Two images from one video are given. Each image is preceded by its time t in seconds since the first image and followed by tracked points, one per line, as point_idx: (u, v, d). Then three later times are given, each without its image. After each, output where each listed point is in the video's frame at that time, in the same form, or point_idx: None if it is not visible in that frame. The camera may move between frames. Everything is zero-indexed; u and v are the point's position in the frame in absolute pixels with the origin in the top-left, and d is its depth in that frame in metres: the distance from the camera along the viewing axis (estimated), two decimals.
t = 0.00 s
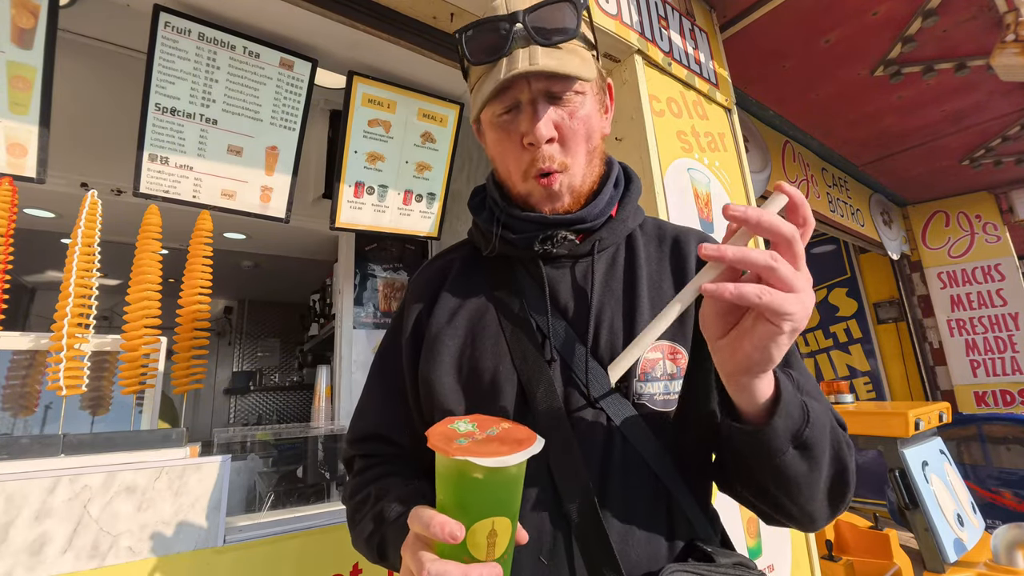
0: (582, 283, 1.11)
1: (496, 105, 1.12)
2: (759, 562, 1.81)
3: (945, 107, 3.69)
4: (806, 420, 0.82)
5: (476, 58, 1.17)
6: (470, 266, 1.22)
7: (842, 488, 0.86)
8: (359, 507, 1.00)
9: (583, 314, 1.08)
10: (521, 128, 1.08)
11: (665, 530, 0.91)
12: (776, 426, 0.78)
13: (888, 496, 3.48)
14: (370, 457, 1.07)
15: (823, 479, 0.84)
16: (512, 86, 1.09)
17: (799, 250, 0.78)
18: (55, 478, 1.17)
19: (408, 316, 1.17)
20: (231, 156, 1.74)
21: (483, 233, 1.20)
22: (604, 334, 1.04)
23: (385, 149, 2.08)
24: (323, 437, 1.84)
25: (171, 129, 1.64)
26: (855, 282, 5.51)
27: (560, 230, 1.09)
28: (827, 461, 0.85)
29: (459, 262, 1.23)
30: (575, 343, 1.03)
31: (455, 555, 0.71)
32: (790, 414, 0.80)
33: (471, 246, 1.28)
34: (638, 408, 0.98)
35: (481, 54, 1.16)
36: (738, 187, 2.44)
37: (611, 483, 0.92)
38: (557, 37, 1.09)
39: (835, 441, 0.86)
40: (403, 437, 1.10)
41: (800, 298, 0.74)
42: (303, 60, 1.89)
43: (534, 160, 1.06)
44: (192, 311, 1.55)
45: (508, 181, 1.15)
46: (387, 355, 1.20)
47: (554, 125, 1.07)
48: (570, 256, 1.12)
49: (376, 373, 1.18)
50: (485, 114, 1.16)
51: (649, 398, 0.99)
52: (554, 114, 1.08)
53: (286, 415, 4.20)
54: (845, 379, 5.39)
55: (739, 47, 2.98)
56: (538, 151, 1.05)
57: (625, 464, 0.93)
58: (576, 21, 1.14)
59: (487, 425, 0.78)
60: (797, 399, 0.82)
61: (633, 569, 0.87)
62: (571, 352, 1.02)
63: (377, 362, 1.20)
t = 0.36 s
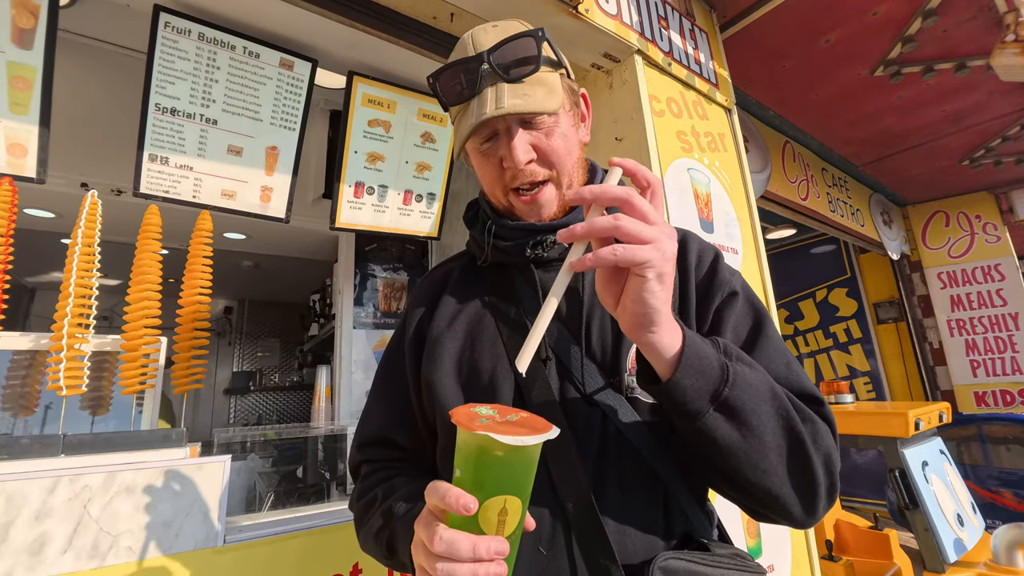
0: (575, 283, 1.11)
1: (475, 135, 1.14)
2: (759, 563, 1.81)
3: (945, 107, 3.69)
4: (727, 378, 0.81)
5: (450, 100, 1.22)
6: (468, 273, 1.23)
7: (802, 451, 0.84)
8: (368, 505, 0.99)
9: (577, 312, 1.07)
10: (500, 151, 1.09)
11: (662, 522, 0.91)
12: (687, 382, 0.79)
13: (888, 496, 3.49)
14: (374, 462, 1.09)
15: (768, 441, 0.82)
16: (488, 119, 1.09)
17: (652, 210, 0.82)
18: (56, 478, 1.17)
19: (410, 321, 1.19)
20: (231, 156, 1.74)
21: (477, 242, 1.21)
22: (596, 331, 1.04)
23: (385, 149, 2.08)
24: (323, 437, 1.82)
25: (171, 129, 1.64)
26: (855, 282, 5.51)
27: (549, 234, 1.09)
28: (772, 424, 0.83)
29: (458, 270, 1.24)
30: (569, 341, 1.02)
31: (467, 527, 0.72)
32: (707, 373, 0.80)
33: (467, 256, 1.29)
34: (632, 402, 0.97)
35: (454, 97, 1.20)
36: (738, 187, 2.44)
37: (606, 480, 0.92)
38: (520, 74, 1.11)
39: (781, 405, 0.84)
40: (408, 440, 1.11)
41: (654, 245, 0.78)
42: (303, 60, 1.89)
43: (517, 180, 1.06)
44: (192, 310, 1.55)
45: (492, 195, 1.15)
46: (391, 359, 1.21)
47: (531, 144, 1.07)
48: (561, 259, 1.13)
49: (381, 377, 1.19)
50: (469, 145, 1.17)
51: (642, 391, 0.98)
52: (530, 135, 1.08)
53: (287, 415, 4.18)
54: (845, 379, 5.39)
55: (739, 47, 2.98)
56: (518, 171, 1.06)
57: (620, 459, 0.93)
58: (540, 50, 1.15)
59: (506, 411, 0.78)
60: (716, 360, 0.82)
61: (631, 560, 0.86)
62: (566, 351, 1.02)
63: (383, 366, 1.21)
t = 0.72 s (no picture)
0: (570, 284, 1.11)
1: (462, 147, 1.15)
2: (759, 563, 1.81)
3: (945, 107, 3.69)
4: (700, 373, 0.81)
5: (438, 115, 1.23)
6: (465, 279, 1.23)
7: (781, 437, 0.84)
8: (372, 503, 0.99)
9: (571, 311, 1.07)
10: (487, 159, 1.11)
11: (660, 515, 0.91)
12: (660, 377, 0.79)
13: (888, 496, 3.49)
14: (375, 465, 1.09)
15: (747, 430, 0.82)
16: (473, 129, 1.10)
17: (602, 220, 0.82)
18: (56, 478, 1.17)
19: (410, 324, 1.20)
20: (231, 156, 1.74)
21: (472, 249, 1.21)
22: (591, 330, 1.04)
23: (385, 149, 2.08)
24: (323, 437, 1.83)
25: (171, 129, 1.64)
26: (855, 282, 5.52)
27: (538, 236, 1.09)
28: (750, 413, 0.83)
29: (455, 276, 1.24)
30: (565, 342, 1.02)
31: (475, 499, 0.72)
32: (679, 368, 0.80)
33: (462, 265, 1.29)
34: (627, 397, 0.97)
35: (442, 112, 1.20)
36: (738, 187, 2.44)
37: (604, 476, 0.91)
38: (501, 87, 1.11)
39: (759, 395, 0.84)
40: (408, 443, 1.11)
41: (610, 253, 0.78)
42: (302, 60, 1.89)
43: (503, 185, 1.07)
44: (192, 310, 1.55)
45: (482, 203, 1.16)
46: (392, 363, 1.22)
47: (516, 152, 1.08)
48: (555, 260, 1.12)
49: (383, 380, 1.20)
50: (457, 157, 1.19)
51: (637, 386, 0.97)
52: (514, 143, 1.09)
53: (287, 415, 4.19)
54: (845, 379, 5.40)
55: (739, 47, 2.98)
56: (503, 178, 1.06)
57: (615, 455, 0.93)
58: (517, 63, 1.15)
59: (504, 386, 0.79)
60: (689, 355, 0.82)
61: (629, 550, 0.86)
62: (563, 350, 1.02)
63: (384, 369, 1.22)
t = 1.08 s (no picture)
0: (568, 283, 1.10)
1: (464, 152, 1.15)
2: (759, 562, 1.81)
3: (945, 107, 3.69)
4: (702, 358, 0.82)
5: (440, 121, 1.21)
6: (464, 280, 1.23)
7: (780, 421, 0.84)
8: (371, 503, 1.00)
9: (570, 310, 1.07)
10: (489, 163, 1.12)
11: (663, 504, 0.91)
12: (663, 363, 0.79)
13: (888, 497, 3.48)
14: (371, 469, 1.09)
15: (747, 414, 0.82)
16: (475, 134, 1.11)
17: (599, 216, 0.82)
18: (56, 479, 1.17)
19: (409, 326, 1.19)
20: (231, 156, 1.74)
21: (470, 251, 1.19)
22: (590, 327, 1.04)
23: (385, 149, 2.08)
24: (323, 437, 1.82)
25: (171, 129, 1.64)
26: (855, 282, 5.52)
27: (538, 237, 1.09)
28: (750, 398, 0.83)
29: (453, 277, 1.24)
30: (565, 339, 1.02)
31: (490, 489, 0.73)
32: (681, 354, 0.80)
33: (460, 267, 1.28)
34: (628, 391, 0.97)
35: (444, 117, 1.19)
36: (738, 187, 2.44)
37: (608, 467, 0.91)
38: (506, 92, 1.12)
39: (757, 379, 0.85)
40: (407, 445, 1.11)
41: (609, 245, 0.78)
42: (303, 60, 1.89)
43: (503, 189, 1.08)
44: (192, 310, 1.55)
45: (482, 206, 1.17)
46: (389, 366, 1.21)
47: (517, 156, 1.09)
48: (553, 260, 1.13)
49: (380, 383, 1.19)
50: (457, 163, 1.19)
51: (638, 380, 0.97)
52: (515, 148, 1.10)
53: (287, 415, 4.19)
54: (845, 379, 5.40)
55: (739, 47, 2.98)
56: (504, 181, 1.08)
57: (618, 448, 0.93)
58: (521, 72, 1.16)
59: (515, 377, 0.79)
60: (691, 342, 0.82)
61: (637, 538, 0.86)
62: (563, 347, 1.01)
63: (380, 371, 1.21)
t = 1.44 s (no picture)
0: (564, 283, 1.10)
1: (469, 144, 1.15)
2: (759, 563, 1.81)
3: (945, 107, 3.69)
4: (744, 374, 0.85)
5: (449, 107, 1.18)
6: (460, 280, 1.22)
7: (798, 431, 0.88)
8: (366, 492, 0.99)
9: (566, 310, 1.07)
10: (493, 157, 1.12)
11: (660, 501, 0.92)
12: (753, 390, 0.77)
13: (888, 497, 3.48)
14: (365, 468, 1.08)
15: (778, 425, 0.86)
16: (480, 127, 1.11)
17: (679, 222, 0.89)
18: (56, 479, 1.17)
19: (406, 325, 1.18)
20: (231, 156, 1.74)
21: (466, 251, 1.19)
22: (584, 326, 1.04)
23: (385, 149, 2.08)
24: (323, 438, 1.85)
25: (171, 129, 1.64)
26: (855, 282, 5.53)
27: (536, 237, 1.08)
28: (780, 409, 0.87)
29: (449, 278, 1.23)
30: (563, 339, 1.03)
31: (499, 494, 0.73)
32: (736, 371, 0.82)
33: (455, 268, 1.27)
34: (625, 390, 0.97)
35: (455, 106, 1.16)
36: (738, 187, 2.44)
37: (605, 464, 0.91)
38: (519, 88, 1.11)
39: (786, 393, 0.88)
40: (404, 446, 1.11)
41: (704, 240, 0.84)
42: (302, 60, 1.89)
43: (505, 183, 1.09)
44: (191, 310, 1.55)
45: (480, 202, 1.17)
46: (383, 364, 1.20)
47: (522, 153, 1.11)
48: (547, 262, 1.10)
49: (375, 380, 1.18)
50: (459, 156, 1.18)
51: (633, 378, 0.97)
52: (520, 145, 1.11)
53: (286, 415, 4.20)
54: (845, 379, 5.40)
55: (739, 47, 2.98)
56: (508, 176, 1.09)
57: (615, 443, 0.93)
58: (533, 72, 1.16)
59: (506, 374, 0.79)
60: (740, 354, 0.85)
61: (635, 536, 0.86)
62: (559, 347, 1.02)
63: (375, 367, 1.21)
